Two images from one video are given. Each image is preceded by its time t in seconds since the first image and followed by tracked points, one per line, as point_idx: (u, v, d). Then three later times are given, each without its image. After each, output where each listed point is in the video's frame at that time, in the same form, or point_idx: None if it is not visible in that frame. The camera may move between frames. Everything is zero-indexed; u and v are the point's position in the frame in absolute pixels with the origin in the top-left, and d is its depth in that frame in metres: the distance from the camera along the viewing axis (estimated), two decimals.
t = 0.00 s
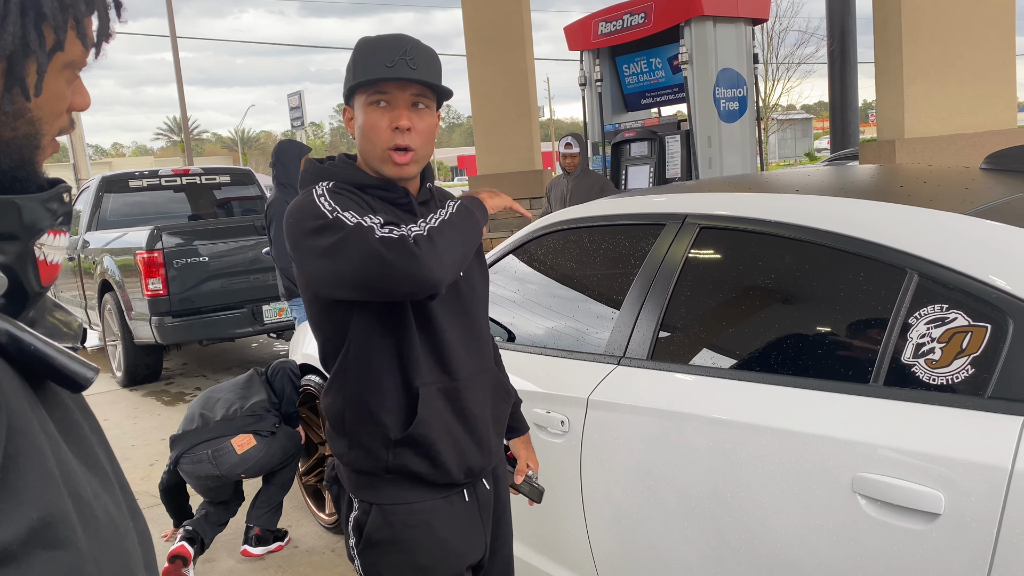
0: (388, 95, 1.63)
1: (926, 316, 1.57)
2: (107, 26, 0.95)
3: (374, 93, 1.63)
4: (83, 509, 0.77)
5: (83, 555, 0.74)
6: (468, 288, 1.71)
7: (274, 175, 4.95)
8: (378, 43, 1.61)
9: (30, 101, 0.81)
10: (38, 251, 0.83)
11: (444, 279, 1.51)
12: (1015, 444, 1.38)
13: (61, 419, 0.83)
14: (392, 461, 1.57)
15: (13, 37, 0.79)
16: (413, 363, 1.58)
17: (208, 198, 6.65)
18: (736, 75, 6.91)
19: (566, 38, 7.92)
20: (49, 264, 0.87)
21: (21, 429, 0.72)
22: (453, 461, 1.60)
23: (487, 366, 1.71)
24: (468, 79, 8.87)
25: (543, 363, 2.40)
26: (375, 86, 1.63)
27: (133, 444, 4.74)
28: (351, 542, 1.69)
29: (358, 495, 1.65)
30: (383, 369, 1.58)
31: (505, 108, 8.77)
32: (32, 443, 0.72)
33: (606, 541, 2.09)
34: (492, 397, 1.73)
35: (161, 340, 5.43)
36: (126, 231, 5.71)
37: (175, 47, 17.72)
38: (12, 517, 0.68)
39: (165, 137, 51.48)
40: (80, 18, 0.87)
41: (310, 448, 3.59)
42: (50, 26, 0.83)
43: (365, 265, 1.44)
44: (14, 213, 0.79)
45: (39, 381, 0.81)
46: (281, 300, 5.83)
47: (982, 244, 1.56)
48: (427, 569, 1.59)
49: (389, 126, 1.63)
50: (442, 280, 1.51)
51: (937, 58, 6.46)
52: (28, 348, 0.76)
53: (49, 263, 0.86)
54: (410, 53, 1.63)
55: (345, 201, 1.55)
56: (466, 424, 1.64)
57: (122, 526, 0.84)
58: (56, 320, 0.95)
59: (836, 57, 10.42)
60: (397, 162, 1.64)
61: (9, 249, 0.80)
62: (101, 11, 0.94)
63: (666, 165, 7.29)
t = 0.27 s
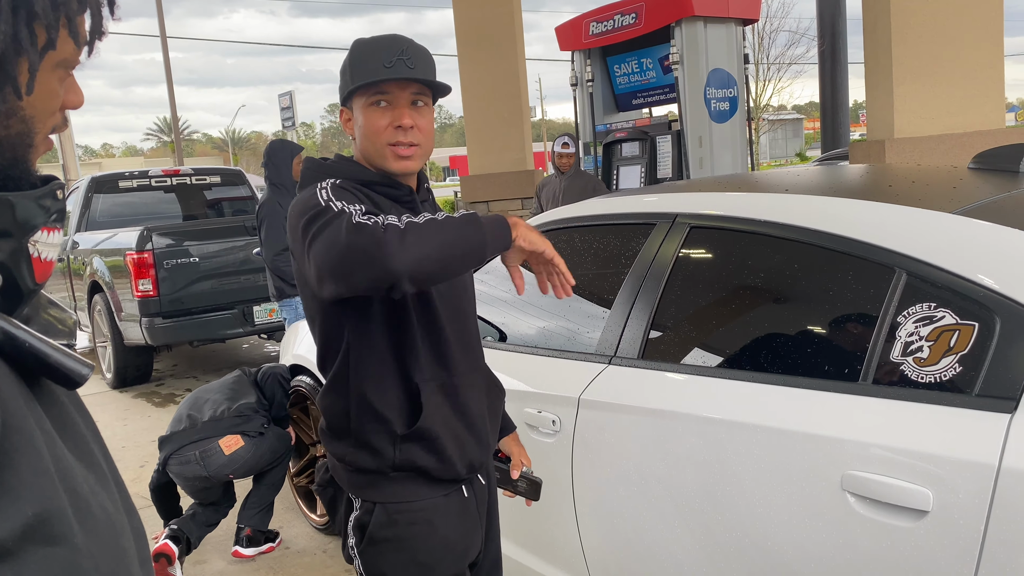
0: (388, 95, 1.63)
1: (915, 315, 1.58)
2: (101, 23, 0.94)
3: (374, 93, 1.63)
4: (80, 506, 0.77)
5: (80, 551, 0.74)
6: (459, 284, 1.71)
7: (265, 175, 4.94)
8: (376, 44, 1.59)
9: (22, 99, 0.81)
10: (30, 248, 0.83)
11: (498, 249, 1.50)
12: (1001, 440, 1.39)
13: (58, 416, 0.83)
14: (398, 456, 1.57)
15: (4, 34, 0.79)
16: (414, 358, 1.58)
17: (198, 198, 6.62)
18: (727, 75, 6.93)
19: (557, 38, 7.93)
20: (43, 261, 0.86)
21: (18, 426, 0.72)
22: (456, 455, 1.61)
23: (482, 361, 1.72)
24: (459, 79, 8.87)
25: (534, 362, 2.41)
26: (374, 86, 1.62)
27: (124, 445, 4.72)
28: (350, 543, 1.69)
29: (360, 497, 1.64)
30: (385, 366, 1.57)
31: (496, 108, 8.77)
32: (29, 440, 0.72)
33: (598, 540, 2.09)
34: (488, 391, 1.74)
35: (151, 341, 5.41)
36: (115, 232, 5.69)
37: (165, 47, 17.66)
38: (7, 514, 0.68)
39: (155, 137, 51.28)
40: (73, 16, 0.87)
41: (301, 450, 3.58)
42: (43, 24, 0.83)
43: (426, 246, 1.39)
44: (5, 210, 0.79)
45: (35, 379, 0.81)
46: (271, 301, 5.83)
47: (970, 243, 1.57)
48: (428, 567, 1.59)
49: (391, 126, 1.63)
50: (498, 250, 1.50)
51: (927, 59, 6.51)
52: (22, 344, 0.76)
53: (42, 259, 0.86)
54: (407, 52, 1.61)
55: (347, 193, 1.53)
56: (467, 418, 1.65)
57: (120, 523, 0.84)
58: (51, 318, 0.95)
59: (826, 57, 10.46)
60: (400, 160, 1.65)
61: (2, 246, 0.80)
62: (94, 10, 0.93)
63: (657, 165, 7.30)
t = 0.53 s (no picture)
0: (367, 89, 1.62)
1: (905, 314, 1.58)
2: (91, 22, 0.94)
3: (354, 89, 1.63)
4: (72, 507, 0.77)
5: (72, 553, 0.73)
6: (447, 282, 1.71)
7: (257, 175, 4.93)
8: (350, 41, 1.59)
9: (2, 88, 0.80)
10: (20, 248, 0.82)
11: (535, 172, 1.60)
12: (992, 438, 1.39)
13: (49, 417, 0.83)
14: (384, 445, 1.58)
15: None
16: (406, 349, 1.58)
17: (188, 198, 6.59)
18: (718, 75, 6.94)
19: (549, 38, 7.94)
20: (33, 262, 0.85)
21: (9, 427, 0.71)
22: (445, 451, 1.60)
23: (474, 360, 1.71)
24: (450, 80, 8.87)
25: (526, 362, 2.40)
26: (353, 81, 1.62)
27: (114, 447, 4.70)
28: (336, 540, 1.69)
29: (346, 492, 1.64)
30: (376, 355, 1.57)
31: (488, 108, 8.77)
32: (21, 442, 0.71)
33: (589, 540, 2.09)
34: (480, 392, 1.73)
35: (141, 342, 5.38)
36: (105, 233, 5.67)
37: (155, 47, 17.59)
38: None
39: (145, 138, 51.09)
40: (56, 7, 0.86)
41: (292, 450, 3.57)
42: (22, 9, 0.82)
43: (467, 202, 1.48)
44: None
45: (25, 379, 0.80)
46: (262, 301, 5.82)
47: (960, 241, 1.58)
48: (417, 569, 1.59)
49: (374, 118, 1.63)
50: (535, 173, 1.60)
51: (914, 59, 6.59)
52: (10, 343, 0.75)
53: (33, 260, 0.85)
54: (381, 44, 1.60)
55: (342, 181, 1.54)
56: (457, 416, 1.64)
57: (112, 525, 0.83)
58: (44, 317, 0.95)
59: (816, 58, 10.50)
60: (387, 152, 1.64)
61: None
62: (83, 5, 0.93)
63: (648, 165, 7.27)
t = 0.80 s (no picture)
0: (368, 91, 1.62)
1: (894, 311, 1.59)
2: (77, 32, 0.96)
3: (355, 89, 1.62)
4: (56, 506, 0.76)
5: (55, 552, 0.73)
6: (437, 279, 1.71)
7: (247, 174, 4.92)
8: (357, 42, 1.59)
9: None
10: None
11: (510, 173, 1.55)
12: (980, 435, 1.40)
13: (34, 416, 0.82)
14: (379, 445, 1.57)
15: None
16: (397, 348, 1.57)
17: (178, 198, 6.56)
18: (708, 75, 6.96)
19: (539, 38, 7.94)
20: (15, 260, 0.85)
21: None
22: (439, 448, 1.60)
23: (465, 358, 1.72)
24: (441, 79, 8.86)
25: (517, 361, 2.40)
26: (355, 82, 1.61)
27: (102, 448, 4.67)
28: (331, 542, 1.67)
29: (339, 491, 1.62)
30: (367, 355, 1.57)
31: (478, 108, 8.76)
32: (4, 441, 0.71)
33: (580, 537, 2.09)
34: (471, 390, 1.73)
35: (130, 343, 5.35)
36: (94, 233, 5.64)
37: (143, 46, 17.50)
38: None
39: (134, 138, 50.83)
40: None
41: (282, 451, 3.56)
42: None
43: (437, 194, 1.44)
44: None
45: (7, 377, 0.80)
46: (252, 302, 5.80)
47: (949, 239, 1.59)
48: (411, 567, 1.59)
49: (371, 122, 1.62)
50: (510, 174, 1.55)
51: (902, 60, 6.63)
52: None
53: (14, 257, 0.85)
54: (389, 50, 1.60)
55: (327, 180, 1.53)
56: (450, 413, 1.64)
57: (99, 523, 0.83)
58: (31, 315, 0.94)
59: (806, 58, 10.54)
60: (379, 159, 1.64)
61: None
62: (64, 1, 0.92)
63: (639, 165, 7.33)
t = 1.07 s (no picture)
0: (359, 85, 1.63)
1: (882, 310, 1.60)
2: (54, 26, 0.96)
3: (346, 83, 1.63)
4: (36, 507, 0.76)
5: (34, 553, 0.73)
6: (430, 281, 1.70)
7: (236, 173, 4.90)
8: (347, 36, 1.60)
9: None
10: None
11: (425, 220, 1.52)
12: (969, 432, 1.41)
13: (14, 417, 0.82)
14: (372, 452, 1.57)
15: None
16: (387, 357, 1.57)
17: (167, 198, 6.53)
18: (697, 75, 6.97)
19: (529, 38, 7.94)
20: None
21: None
22: (433, 452, 1.60)
23: (457, 360, 1.71)
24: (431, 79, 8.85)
25: (508, 360, 2.40)
26: (346, 76, 1.62)
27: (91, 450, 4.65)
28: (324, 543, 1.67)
29: (335, 493, 1.62)
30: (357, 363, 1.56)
31: (469, 108, 8.76)
32: None
33: (570, 535, 2.10)
34: (464, 392, 1.73)
35: (119, 344, 5.32)
36: (82, 233, 5.60)
37: (132, 46, 17.43)
38: None
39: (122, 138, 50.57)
40: None
41: (272, 451, 3.55)
42: None
43: (369, 235, 1.40)
44: None
45: None
46: (242, 302, 5.78)
47: (936, 237, 1.59)
48: (406, 566, 1.59)
49: (364, 114, 1.62)
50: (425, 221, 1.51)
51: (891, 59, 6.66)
52: None
53: None
54: (379, 42, 1.61)
55: (310, 191, 1.52)
56: (442, 417, 1.64)
57: (82, 525, 0.83)
58: (15, 315, 0.93)
59: (795, 58, 10.59)
60: (374, 148, 1.62)
61: None
62: None
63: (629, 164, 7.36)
